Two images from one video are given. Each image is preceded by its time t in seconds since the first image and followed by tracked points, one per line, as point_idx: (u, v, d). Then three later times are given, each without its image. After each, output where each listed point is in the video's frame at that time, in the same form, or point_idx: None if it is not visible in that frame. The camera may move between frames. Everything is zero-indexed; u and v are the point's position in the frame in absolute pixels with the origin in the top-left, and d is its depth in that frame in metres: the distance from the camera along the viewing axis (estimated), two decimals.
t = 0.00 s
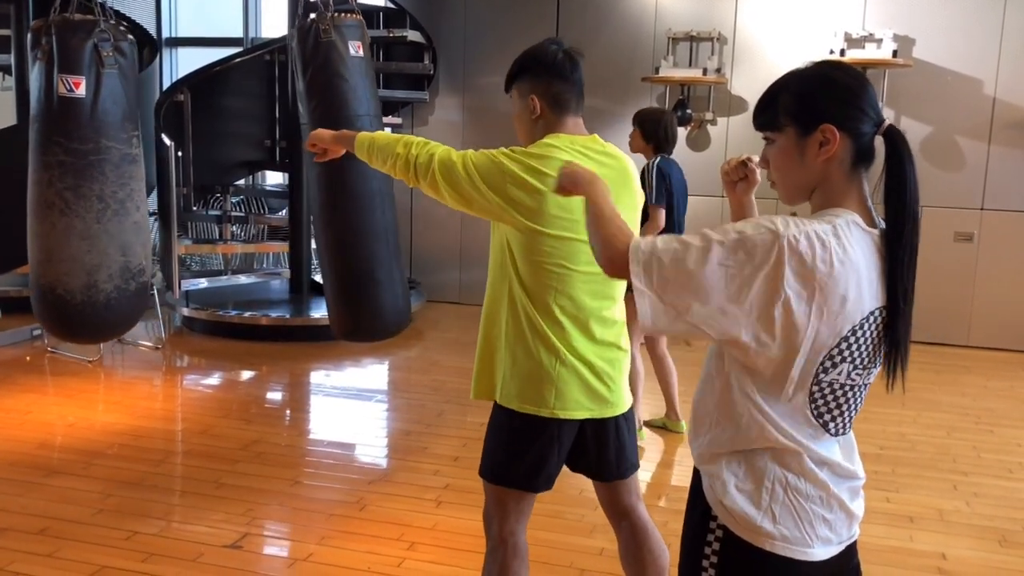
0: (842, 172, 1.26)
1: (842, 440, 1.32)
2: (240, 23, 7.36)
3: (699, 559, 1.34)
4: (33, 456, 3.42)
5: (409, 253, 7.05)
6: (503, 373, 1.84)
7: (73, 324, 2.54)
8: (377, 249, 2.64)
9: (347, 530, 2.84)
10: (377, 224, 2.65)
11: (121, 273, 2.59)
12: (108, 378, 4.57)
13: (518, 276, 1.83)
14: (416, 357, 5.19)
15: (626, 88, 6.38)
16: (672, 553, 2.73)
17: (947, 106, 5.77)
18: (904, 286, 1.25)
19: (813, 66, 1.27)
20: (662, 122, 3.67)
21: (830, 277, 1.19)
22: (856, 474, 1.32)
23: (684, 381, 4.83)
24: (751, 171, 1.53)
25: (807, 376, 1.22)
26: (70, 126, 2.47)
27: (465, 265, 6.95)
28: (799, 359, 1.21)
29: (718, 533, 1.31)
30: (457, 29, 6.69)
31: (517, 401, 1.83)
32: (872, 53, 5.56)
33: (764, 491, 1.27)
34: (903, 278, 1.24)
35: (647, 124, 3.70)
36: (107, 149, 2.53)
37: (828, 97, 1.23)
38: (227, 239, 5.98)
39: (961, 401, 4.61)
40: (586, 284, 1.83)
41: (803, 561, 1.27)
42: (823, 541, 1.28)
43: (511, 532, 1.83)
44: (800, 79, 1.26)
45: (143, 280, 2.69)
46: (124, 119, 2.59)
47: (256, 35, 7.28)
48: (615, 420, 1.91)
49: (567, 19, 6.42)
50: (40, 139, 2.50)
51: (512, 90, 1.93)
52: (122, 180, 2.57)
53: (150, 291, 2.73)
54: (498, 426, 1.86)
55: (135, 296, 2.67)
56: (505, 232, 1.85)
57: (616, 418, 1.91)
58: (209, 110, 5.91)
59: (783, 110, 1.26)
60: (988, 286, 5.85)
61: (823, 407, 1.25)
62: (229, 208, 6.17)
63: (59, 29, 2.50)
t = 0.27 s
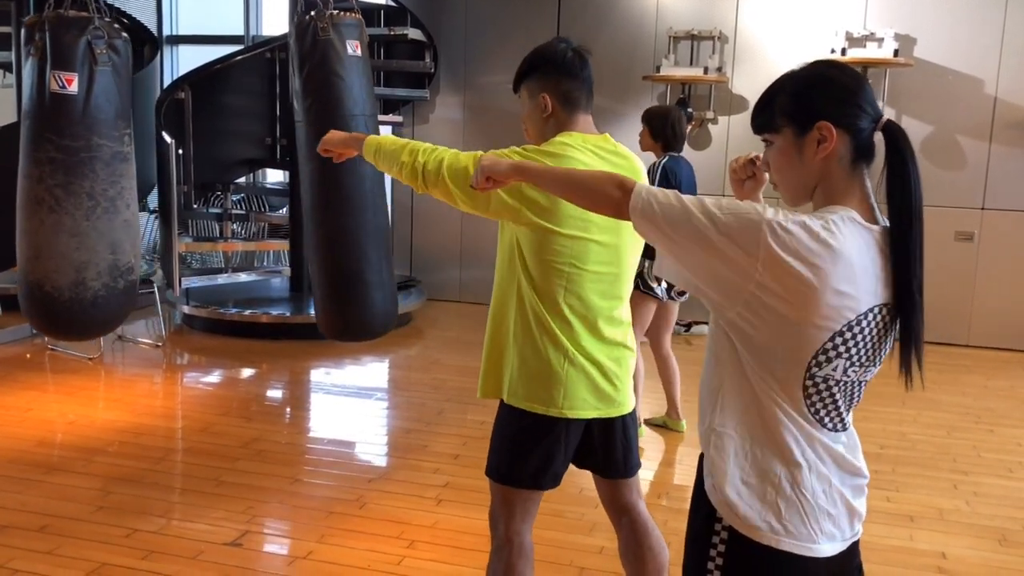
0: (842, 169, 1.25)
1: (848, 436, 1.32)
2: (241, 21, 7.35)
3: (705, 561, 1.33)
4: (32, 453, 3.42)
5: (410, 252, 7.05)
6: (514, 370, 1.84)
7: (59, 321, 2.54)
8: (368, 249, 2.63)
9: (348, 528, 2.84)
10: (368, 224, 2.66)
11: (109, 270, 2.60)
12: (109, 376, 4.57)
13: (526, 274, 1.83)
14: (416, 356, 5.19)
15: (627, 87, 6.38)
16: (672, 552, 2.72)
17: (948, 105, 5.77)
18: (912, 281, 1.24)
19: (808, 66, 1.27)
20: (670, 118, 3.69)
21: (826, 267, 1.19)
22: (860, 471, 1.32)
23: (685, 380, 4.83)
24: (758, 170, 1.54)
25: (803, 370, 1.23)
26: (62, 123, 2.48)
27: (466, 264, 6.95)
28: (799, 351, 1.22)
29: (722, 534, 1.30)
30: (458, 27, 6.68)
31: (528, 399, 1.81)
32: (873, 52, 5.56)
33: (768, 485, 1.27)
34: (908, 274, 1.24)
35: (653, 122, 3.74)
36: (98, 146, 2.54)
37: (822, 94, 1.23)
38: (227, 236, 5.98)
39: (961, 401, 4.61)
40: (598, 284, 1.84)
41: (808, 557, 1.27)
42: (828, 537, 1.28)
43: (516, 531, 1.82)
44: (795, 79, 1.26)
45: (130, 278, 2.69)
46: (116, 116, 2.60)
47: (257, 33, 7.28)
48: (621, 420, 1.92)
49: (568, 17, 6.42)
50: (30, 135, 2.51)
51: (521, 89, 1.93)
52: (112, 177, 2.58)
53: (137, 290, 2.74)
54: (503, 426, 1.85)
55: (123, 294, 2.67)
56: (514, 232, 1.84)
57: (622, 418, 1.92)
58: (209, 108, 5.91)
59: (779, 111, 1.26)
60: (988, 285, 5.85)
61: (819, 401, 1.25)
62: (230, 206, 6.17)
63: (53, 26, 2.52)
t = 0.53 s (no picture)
0: (844, 170, 1.25)
1: (849, 439, 1.32)
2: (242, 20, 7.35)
3: (704, 561, 1.33)
4: (34, 451, 3.43)
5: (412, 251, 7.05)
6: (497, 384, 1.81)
7: (54, 321, 2.54)
8: (346, 250, 2.62)
9: (348, 527, 2.84)
10: (344, 226, 2.64)
11: (106, 271, 2.60)
12: (110, 374, 4.57)
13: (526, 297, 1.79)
14: (418, 355, 5.19)
15: (629, 86, 6.38)
16: (673, 552, 2.72)
17: (950, 105, 5.77)
18: (909, 286, 1.24)
19: (815, 65, 1.27)
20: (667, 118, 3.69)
21: (829, 269, 1.19)
22: (862, 473, 1.32)
23: (686, 380, 4.83)
24: (759, 170, 1.54)
25: (805, 373, 1.23)
26: (58, 121, 2.48)
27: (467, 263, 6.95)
28: (799, 354, 1.22)
29: (722, 535, 1.30)
30: (460, 26, 6.68)
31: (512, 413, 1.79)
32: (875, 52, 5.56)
33: (768, 488, 1.27)
34: (907, 279, 1.24)
35: (651, 122, 3.74)
36: (95, 144, 2.54)
37: (828, 95, 1.23)
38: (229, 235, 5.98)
39: (962, 401, 4.61)
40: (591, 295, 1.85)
41: (808, 558, 1.27)
42: (828, 539, 1.28)
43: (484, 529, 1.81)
44: (801, 78, 1.26)
45: (126, 279, 2.70)
46: (114, 115, 2.60)
47: (259, 31, 7.28)
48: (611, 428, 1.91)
49: (571, 17, 6.42)
50: (27, 132, 2.51)
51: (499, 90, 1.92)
52: (109, 176, 2.58)
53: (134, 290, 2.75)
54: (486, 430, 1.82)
55: (119, 294, 2.68)
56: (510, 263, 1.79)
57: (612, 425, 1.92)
58: (211, 107, 5.91)
59: (783, 109, 1.26)
60: (990, 286, 5.85)
61: (820, 403, 1.25)
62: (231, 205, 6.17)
63: (52, 23, 2.52)
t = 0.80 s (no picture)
0: (838, 171, 1.26)
1: (849, 441, 1.32)
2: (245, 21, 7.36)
3: (706, 560, 1.33)
4: (35, 451, 3.43)
5: (414, 251, 7.06)
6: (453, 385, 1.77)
7: (60, 323, 2.55)
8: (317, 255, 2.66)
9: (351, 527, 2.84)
10: (315, 230, 2.69)
11: (112, 273, 2.60)
12: (112, 374, 4.58)
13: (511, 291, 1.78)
14: (419, 355, 5.19)
15: (631, 87, 6.38)
16: (676, 553, 2.72)
17: (953, 106, 5.77)
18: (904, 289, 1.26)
19: (822, 62, 1.26)
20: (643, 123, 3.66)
21: (834, 271, 1.19)
22: (862, 475, 1.32)
23: (687, 380, 4.84)
24: (758, 173, 1.54)
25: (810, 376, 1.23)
26: (63, 119, 2.48)
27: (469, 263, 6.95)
28: (800, 356, 1.22)
29: (723, 535, 1.30)
30: (462, 26, 6.68)
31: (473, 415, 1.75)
32: (877, 53, 5.56)
33: (769, 492, 1.26)
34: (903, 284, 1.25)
35: (627, 125, 3.70)
36: (101, 143, 2.53)
37: (831, 95, 1.23)
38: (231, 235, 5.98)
39: (964, 402, 4.61)
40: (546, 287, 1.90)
41: (808, 561, 1.27)
42: (829, 542, 1.28)
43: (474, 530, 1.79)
44: (808, 74, 1.25)
45: (134, 281, 2.69)
46: (120, 114, 2.59)
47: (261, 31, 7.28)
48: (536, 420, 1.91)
49: (573, 18, 6.42)
50: (33, 132, 2.51)
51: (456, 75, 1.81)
52: (115, 175, 2.57)
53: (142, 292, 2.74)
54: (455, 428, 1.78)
55: (126, 297, 2.67)
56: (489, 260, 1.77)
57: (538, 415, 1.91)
58: (213, 107, 5.92)
59: (784, 103, 1.26)
60: (992, 287, 5.84)
61: (824, 403, 1.25)
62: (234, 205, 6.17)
63: (56, 20, 2.51)
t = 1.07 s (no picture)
0: (836, 170, 1.26)
1: (851, 440, 1.32)
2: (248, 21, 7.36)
3: (711, 561, 1.33)
4: (38, 450, 3.43)
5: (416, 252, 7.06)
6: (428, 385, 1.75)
7: (74, 329, 2.43)
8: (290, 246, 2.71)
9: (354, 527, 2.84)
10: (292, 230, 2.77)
11: (126, 274, 2.49)
12: (115, 374, 4.58)
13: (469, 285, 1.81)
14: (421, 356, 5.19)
15: (633, 87, 6.38)
16: (678, 554, 2.72)
17: (956, 107, 5.76)
18: (902, 285, 1.26)
19: (810, 64, 1.26)
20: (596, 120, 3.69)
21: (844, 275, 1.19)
22: (865, 473, 1.32)
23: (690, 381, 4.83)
24: (748, 174, 1.52)
25: (820, 379, 1.22)
26: (74, 117, 2.37)
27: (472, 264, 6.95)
28: (809, 361, 1.21)
29: (729, 535, 1.30)
30: (465, 27, 6.68)
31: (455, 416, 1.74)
32: (880, 54, 5.56)
33: (775, 493, 1.26)
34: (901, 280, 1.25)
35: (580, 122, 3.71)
36: (112, 141, 2.43)
37: (823, 95, 1.23)
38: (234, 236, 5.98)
39: (967, 403, 4.60)
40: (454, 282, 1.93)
41: (814, 561, 1.26)
42: (834, 542, 1.27)
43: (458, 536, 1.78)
44: (798, 77, 1.25)
45: (148, 285, 2.59)
46: (131, 112, 2.49)
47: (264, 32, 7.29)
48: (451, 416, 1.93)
49: (575, 18, 6.42)
50: (42, 131, 2.41)
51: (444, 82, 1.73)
52: (127, 175, 2.47)
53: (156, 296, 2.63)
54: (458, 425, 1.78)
55: (141, 301, 2.56)
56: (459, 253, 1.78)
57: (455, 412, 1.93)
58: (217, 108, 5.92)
59: (776, 108, 1.26)
60: (995, 288, 5.83)
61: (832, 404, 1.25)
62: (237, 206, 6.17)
63: (65, 18, 2.41)
